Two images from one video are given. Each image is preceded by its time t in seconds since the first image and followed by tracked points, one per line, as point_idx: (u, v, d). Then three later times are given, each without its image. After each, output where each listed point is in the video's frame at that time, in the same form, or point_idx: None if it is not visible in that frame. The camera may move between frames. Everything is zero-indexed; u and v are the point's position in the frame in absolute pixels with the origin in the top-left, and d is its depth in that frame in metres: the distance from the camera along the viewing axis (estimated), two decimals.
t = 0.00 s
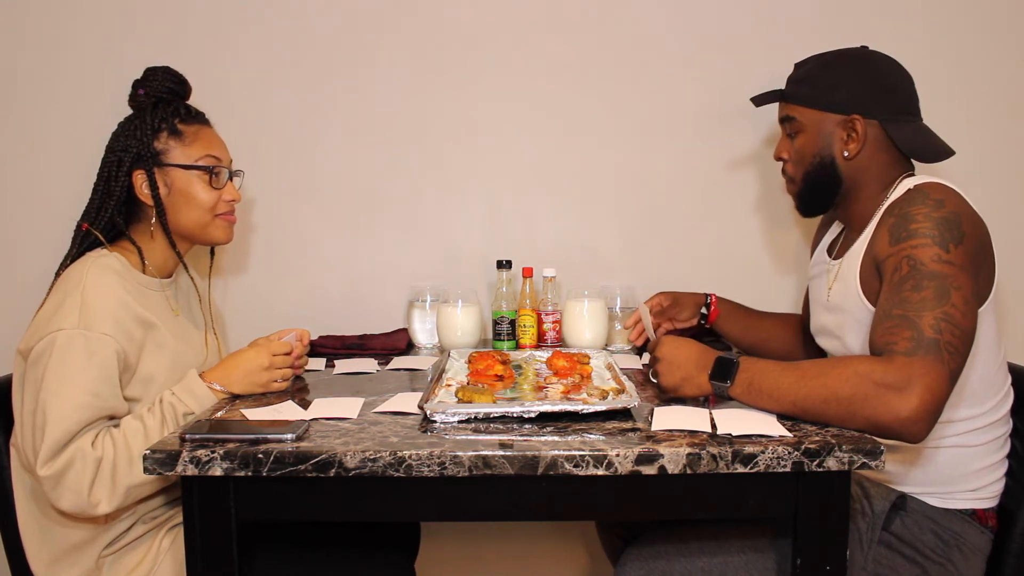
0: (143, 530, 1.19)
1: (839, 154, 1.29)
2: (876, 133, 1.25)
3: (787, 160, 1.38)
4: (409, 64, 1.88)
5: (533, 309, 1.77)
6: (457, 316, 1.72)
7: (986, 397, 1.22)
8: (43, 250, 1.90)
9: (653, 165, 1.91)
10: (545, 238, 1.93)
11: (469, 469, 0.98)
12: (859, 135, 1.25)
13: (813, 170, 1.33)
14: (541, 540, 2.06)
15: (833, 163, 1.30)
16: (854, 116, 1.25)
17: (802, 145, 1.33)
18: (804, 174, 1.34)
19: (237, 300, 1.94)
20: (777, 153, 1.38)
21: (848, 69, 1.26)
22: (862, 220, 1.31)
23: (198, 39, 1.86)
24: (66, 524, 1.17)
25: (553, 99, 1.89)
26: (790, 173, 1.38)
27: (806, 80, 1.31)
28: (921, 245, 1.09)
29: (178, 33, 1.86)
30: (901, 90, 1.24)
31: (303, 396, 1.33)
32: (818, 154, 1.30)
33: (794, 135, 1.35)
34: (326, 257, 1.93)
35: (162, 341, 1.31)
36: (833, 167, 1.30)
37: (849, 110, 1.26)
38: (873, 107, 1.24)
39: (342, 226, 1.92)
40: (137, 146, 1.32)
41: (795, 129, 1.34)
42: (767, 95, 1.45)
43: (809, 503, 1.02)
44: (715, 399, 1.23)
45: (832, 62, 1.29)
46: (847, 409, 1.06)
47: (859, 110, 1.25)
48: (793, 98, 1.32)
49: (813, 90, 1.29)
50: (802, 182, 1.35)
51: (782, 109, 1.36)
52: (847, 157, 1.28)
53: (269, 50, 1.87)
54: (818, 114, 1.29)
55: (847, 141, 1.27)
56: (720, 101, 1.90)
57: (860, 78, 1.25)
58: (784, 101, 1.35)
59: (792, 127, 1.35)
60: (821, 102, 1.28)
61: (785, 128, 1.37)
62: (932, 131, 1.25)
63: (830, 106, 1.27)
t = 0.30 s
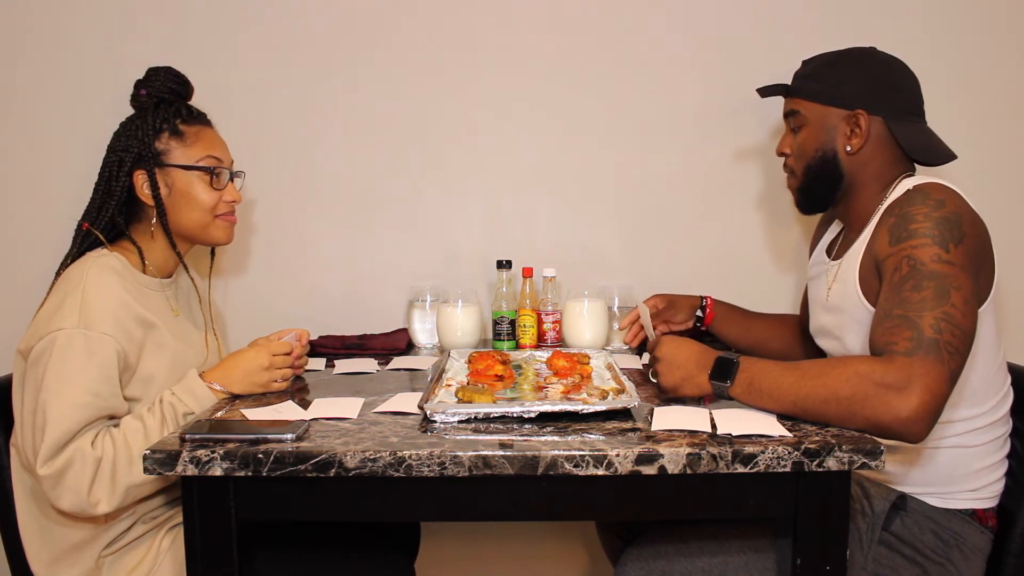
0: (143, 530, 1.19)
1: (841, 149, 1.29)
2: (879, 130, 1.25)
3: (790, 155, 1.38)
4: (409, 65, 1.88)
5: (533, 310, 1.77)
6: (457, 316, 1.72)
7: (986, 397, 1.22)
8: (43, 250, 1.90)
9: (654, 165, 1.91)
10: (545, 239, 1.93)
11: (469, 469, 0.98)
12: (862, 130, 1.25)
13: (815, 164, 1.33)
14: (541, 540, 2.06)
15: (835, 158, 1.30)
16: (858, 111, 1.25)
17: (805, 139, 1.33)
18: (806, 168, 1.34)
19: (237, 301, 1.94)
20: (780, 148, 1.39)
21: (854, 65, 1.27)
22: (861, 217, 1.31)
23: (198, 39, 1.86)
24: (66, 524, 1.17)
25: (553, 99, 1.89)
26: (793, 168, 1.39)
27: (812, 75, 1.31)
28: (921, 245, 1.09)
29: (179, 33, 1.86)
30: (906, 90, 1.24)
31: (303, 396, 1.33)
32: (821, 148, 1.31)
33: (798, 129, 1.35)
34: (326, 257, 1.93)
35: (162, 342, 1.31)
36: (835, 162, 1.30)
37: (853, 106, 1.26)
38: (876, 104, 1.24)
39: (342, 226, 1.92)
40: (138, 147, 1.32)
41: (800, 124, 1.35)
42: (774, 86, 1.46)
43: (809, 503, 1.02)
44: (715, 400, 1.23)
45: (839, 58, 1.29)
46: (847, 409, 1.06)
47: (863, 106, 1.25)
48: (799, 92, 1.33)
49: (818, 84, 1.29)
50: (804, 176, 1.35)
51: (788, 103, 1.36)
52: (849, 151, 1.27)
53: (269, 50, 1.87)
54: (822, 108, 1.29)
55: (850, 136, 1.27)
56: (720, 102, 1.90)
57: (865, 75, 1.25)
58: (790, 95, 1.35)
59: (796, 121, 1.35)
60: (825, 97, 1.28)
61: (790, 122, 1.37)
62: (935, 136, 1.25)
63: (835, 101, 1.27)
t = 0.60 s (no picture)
0: (143, 530, 1.19)
1: (842, 146, 1.29)
2: (881, 128, 1.25)
3: (790, 154, 1.39)
4: (408, 64, 1.88)
5: (533, 310, 1.77)
6: (457, 316, 1.72)
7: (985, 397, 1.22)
8: (43, 250, 1.90)
9: (653, 165, 1.91)
10: (546, 239, 1.93)
11: (469, 468, 0.98)
12: (863, 128, 1.25)
13: (815, 161, 1.33)
14: (541, 541, 2.06)
15: (836, 155, 1.30)
16: (860, 109, 1.25)
17: (807, 136, 1.33)
18: (806, 165, 1.34)
19: (238, 301, 1.94)
20: (780, 146, 1.39)
21: (857, 66, 1.27)
22: (860, 216, 1.31)
23: (198, 39, 1.86)
24: (66, 524, 1.17)
25: (553, 99, 1.89)
26: (793, 165, 1.38)
27: (815, 73, 1.32)
28: (920, 245, 1.09)
29: (178, 33, 1.86)
30: (908, 89, 1.24)
31: (303, 396, 1.33)
32: (822, 145, 1.31)
33: (799, 127, 1.36)
34: (326, 257, 1.93)
35: (162, 341, 1.31)
36: (836, 160, 1.30)
37: (854, 104, 1.26)
38: (879, 103, 1.24)
39: (341, 225, 1.92)
40: (138, 147, 1.33)
41: (801, 121, 1.35)
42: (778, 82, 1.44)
43: (809, 502, 1.02)
44: (715, 400, 1.23)
45: (843, 57, 1.29)
46: (846, 409, 1.06)
47: (865, 103, 1.25)
48: (801, 90, 1.33)
49: (822, 82, 1.30)
50: (804, 173, 1.36)
51: (790, 101, 1.37)
52: (850, 149, 1.27)
53: (269, 49, 1.87)
54: (824, 106, 1.30)
55: (851, 134, 1.27)
56: (720, 102, 1.90)
57: (868, 73, 1.26)
58: (792, 92, 1.36)
59: (798, 118, 1.35)
60: (827, 94, 1.28)
61: (791, 120, 1.37)
62: (937, 137, 1.24)
63: (837, 98, 1.27)
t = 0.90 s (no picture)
0: (143, 530, 1.20)
1: (841, 146, 1.29)
2: (880, 129, 1.25)
3: (790, 153, 1.39)
4: (409, 64, 1.88)
5: (533, 310, 1.77)
6: (457, 316, 1.72)
7: (985, 397, 1.22)
8: (43, 250, 1.90)
9: (653, 165, 1.91)
10: (546, 238, 1.93)
11: (469, 468, 0.98)
12: (862, 128, 1.25)
13: (814, 161, 1.33)
14: (541, 541, 2.06)
15: (835, 155, 1.30)
16: (859, 108, 1.25)
17: (806, 135, 1.33)
18: (805, 165, 1.34)
19: (238, 302, 1.94)
20: (780, 145, 1.39)
21: (857, 65, 1.27)
22: (860, 216, 1.31)
23: (198, 39, 1.86)
24: (66, 524, 1.17)
25: (553, 99, 1.89)
26: (793, 164, 1.38)
27: (815, 72, 1.31)
28: (921, 245, 1.09)
29: (178, 33, 1.86)
30: (910, 89, 1.24)
31: (303, 395, 1.33)
32: (821, 145, 1.31)
33: (799, 126, 1.36)
34: (325, 257, 1.93)
35: (162, 342, 1.31)
36: (835, 160, 1.30)
37: (854, 103, 1.26)
38: (878, 103, 1.24)
39: (341, 225, 1.92)
40: (138, 147, 1.32)
41: (801, 121, 1.35)
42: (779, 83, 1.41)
43: (809, 503, 1.02)
44: (714, 400, 1.23)
45: (844, 57, 1.29)
46: (846, 409, 1.06)
47: (864, 103, 1.25)
48: (801, 89, 1.33)
49: (822, 82, 1.29)
50: (803, 173, 1.36)
51: (791, 100, 1.36)
52: (849, 149, 1.27)
53: (269, 49, 1.87)
54: (824, 106, 1.29)
55: (850, 133, 1.27)
56: (720, 102, 1.90)
57: (869, 73, 1.25)
58: (793, 91, 1.36)
59: (798, 117, 1.35)
60: (826, 95, 1.28)
61: (792, 119, 1.37)
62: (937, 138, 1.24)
63: (836, 98, 1.27)
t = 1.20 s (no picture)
0: (143, 530, 1.20)
1: (836, 148, 1.29)
2: (875, 130, 1.25)
3: (788, 153, 1.39)
4: (409, 65, 1.88)
5: (533, 310, 1.77)
6: (457, 316, 1.72)
7: (985, 397, 1.22)
8: (43, 250, 1.90)
9: (653, 165, 1.91)
10: (546, 239, 1.93)
11: (469, 468, 0.98)
12: (857, 130, 1.25)
13: (810, 162, 1.33)
14: (541, 541, 2.06)
15: (830, 157, 1.30)
16: (855, 109, 1.25)
17: (802, 136, 1.34)
18: (801, 166, 1.35)
19: (238, 302, 1.94)
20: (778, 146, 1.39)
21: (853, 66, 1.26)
22: (858, 216, 1.31)
23: (198, 39, 1.86)
24: (66, 523, 1.17)
25: (553, 100, 1.89)
26: (791, 165, 1.39)
27: (813, 72, 1.31)
28: (920, 245, 1.09)
29: (179, 33, 1.86)
30: (907, 91, 1.23)
31: (303, 395, 1.33)
32: (817, 146, 1.31)
33: (796, 126, 1.36)
34: (325, 257, 1.93)
35: (162, 342, 1.31)
36: (830, 161, 1.30)
37: (850, 104, 1.25)
38: (874, 104, 1.24)
39: (341, 225, 1.92)
40: (139, 147, 1.32)
41: (798, 121, 1.35)
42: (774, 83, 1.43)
43: (809, 503, 1.02)
44: (714, 399, 1.23)
45: (842, 57, 1.29)
46: (846, 409, 1.06)
47: (860, 104, 1.25)
48: (798, 90, 1.33)
49: (818, 83, 1.29)
50: (799, 174, 1.36)
51: (788, 100, 1.37)
52: (844, 150, 1.28)
53: (269, 49, 1.87)
54: (820, 108, 1.30)
55: (846, 135, 1.27)
56: (720, 102, 1.90)
57: (867, 75, 1.25)
58: (790, 91, 1.36)
59: (795, 118, 1.35)
60: (822, 96, 1.28)
61: (789, 119, 1.37)
62: (932, 142, 1.24)
63: (832, 99, 1.27)
